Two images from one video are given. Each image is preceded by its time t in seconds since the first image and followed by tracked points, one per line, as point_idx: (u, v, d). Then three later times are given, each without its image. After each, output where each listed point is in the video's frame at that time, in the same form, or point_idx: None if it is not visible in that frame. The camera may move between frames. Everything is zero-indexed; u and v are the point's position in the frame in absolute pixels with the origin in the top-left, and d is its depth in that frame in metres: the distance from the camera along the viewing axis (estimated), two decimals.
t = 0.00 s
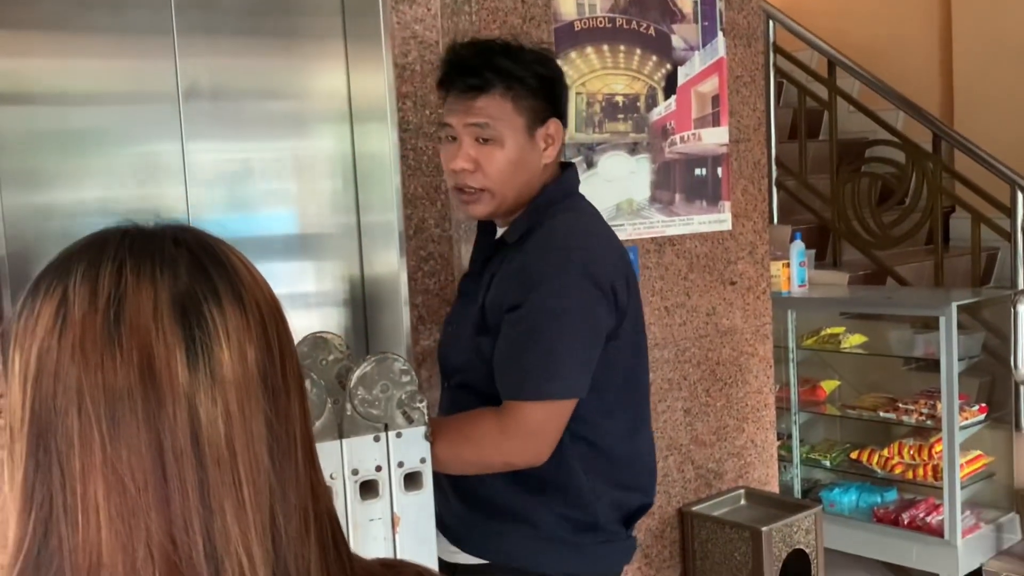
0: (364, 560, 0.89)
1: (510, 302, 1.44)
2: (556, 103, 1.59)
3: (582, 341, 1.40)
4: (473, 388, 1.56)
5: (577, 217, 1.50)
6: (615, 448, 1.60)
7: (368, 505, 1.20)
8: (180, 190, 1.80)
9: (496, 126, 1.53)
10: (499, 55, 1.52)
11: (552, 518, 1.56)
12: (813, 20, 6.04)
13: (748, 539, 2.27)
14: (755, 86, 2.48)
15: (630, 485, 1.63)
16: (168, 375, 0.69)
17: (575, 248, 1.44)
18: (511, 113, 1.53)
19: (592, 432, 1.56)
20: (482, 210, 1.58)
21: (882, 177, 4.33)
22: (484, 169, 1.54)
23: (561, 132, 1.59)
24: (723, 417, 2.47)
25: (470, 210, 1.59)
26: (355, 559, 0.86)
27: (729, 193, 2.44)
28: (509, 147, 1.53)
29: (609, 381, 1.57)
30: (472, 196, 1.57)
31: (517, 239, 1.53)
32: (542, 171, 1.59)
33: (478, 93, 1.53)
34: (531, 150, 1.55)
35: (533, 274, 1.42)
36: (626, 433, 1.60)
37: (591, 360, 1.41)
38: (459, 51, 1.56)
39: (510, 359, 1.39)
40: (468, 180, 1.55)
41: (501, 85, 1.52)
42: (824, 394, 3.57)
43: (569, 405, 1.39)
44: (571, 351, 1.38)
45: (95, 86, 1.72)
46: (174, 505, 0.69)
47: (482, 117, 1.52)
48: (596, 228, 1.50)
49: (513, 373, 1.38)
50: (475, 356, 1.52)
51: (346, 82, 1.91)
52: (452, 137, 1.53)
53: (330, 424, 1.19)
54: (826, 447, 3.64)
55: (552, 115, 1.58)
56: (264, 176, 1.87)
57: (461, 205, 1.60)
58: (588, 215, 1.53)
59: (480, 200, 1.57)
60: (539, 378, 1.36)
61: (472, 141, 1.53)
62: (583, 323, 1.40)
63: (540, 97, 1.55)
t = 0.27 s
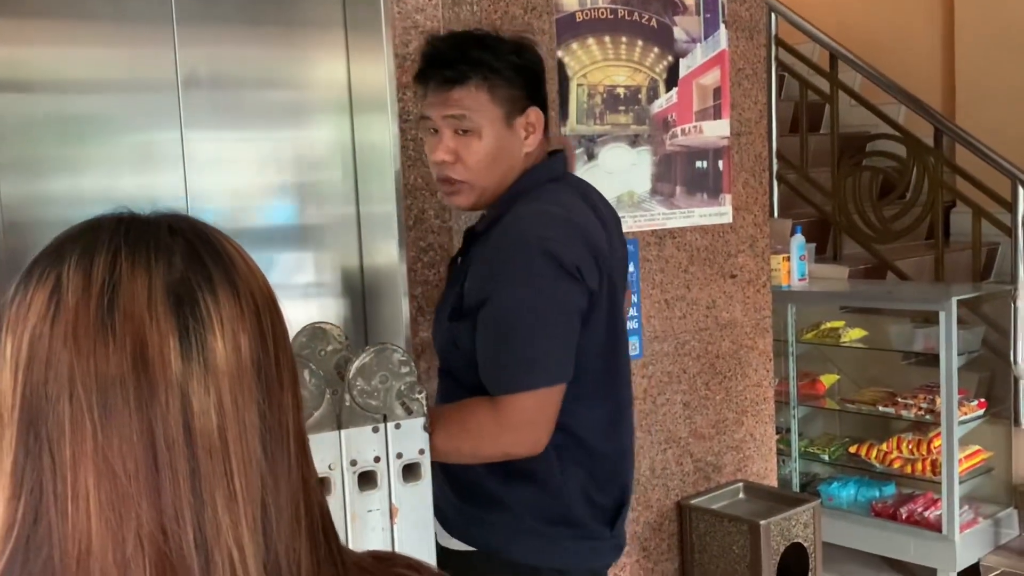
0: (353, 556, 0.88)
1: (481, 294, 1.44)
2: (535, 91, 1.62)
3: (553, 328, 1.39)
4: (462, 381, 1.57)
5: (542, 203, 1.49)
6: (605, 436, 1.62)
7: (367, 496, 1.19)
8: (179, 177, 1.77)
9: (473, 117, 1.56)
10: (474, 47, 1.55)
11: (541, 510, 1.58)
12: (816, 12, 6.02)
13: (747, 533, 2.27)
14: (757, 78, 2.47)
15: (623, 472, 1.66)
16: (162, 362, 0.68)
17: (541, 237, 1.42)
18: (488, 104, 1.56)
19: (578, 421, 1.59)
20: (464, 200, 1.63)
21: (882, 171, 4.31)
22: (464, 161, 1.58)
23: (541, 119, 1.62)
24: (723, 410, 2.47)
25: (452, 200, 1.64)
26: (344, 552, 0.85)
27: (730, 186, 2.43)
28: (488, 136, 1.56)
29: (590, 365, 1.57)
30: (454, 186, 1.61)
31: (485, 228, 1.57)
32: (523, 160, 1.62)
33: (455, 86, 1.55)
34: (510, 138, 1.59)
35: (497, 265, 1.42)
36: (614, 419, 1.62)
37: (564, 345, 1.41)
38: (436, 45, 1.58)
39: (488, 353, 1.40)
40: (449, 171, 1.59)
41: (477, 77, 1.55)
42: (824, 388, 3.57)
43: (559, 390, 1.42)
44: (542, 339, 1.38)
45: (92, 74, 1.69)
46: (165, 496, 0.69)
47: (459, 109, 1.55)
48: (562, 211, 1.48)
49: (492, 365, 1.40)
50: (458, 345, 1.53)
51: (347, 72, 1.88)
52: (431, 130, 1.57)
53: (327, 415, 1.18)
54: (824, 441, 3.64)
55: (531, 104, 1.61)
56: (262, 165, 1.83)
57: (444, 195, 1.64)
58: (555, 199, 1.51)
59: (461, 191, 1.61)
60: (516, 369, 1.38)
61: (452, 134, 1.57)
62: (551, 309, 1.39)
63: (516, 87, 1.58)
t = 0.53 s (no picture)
0: (341, 547, 0.91)
1: (462, 285, 1.44)
2: (520, 83, 1.64)
3: (534, 314, 1.39)
4: (448, 370, 1.57)
5: (524, 193, 1.50)
6: (595, 429, 1.61)
7: (361, 488, 1.19)
8: (173, 170, 1.75)
9: (458, 108, 1.58)
10: (459, 40, 1.58)
11: (527, 504, 1.59)
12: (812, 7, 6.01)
13: (740, 526, 2.25)
14: (752, 72, 2.47)
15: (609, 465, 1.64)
16: (146, 351, 0.68)
17: (521, 224, 1.43)
18: (473, 96, 1.58)
19: (568, 413, 1.59)
20: (453, 192, 1.65)
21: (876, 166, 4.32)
22: (450, 152, 1.60)
23: (527, 110, 1.64)
24: (716, 403, 2.47)
25: (441, 191, 1.66)
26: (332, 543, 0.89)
27: (724, 180, 2.43)
28: (474, 127, 1.59)
29: (577, 355, 1.56)
30: (442, 178, 1.64)
31: (468, 219, 1.58)
32: (509, 151, 1.64)
33: (439, 78, 1.58)
34: (496, 129, 1.61)
35: (479, 253, 1.42)
36: (597, 413, 1.61)
37: (545, 332, 1.41)
38: (421, 38, 1.60)
39: (471, 340, 1.41)
40: (436, 162, 1.61)
41: (460, 68, 1.58)
42: (817, 383, 3.58)
43: (543, 375, 1.42)
44: (523, 325, 1.38)
45: (84, 65, 1.66)
46: (149, 487, 0.68)
47: (444, 100, 1.58)
48: (542, 200, 1.48)
49: (475, 353, 1.40)
50: (445, 335, 1.53)
51: (342, 65, 1.87)
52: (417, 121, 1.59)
53: (321, 407, 1.18)
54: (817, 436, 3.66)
55: (517, 95, 1.63)
56: (257, 157, 1.82)
57: (433, 187, 1.66)
58: (537, 189, 1.52)
59: (450, 182, 1.64)
60: (498, 356, 1.38)
61: (438, 125, 1.59)
62: (531, 295, 1.39)
63: (500, 78, 1.60)
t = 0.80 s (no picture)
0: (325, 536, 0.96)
1: (462, 277, 1.45)
2: (512, 76, 1.65)
3: (534, 304, 1.41)
4: (442, 362, 1.57)
5: (523, 184, 1.51)
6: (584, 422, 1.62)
7: (349, 481, 1.19)
8: (162, 163, 1.73)
9: (454, 100, 1.58)
10: (453, 33, 1.58)
11: (524, 494, 1.59)
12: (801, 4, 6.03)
13: (727, 520, 2.26)
14: (742, 68, 2.48)
15: (605, 453, 1.67)
16: (118, 352, 0.67)
17: (523, 217, 1.44)
18: (469, 88, 1.59)
19: (558, 406, 1.60)
20: (449, 185, 1.64)
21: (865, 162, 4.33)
22: (446, 143, 1.59)
23: (521, 103, 1.65)
24: (704, 398, 2.48)
25: (437, 185, 1.64)
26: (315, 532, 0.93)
27: (713, 175, 2.44)
28: (468, 120, 1.59)
29: (570, 346, 1.59)
30: (438, 171, 1.62)
31: (469, 212, 1.57)
32: (502, 145, 1.64)
33: (434, 70, 1.59)
34: (490, 122, 1.61)
35: (479, 244, 1.43)
36: (591, 405, 1.63)
37: (545, 320, 1.42)
38: (416, 32, 1.61)
39: (472, 331, 1.42)
40: (432, 155, 1.60)
41: (456, 61, 1.58)
42: (804, 378, 3.60)
43: (540, 364, 1.42)
44: (524, 314, 1.40)
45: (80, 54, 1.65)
46: (125, 486, 0.67)
47: (439, 92, 1.58)
48: (541, 191, 1.50)
49: (475, 343, 1.41)
50: (442, 328, 1.53)
51: (333, 58, 1.85)
52: (413, 114, 1.59)
53: (311, 400, 1.17)
54: (804, 431, 3.67)
55: (510, 87, 1.63)
56: (247, 151, 1.80)
57: (428, 181, 1.65)
58: (535, 181, 1.54)
59: (446, 175, 1.63)
60: (498, 345, 1.39)
61: (433, 118, 1.59)
62: (532, 284, 1.41)
63: (494, 70, 1.61)
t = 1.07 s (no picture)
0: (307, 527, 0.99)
1: (457, 267, 1.45)
2: (493, 72, 1.65)
3: (531, 295, 1.41)
4: (431, 359, 1.57)
5: (517, 177, 1.52)
6: (572, 417, 1.63)
7: (336, 475, 1.19)
8: (147, 160, 1.72)
9: (439, 94, 1.58)
10: (438, 27, 1.59)
11: (524, 484, 1.59)
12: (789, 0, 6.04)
13: (713, 516, 2.29)
14: (728, 65, 2.49)
15: (598, 442, 1.69)
16: (79, 368, 0.70)
17: (519, 209, 1.45)
18: (451, 81, 1.59)
19: (553, 398, 1.60)
20: (433, 179, 1.64)
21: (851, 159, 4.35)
22: (431, 137, 1.60)
23: (502, 99, 1.65)
24: (691, 393, 2.49)
25: (419, 180, 1.65)
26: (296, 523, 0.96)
27: (700, 172, 2.45)
28: (452, 115, 1.60)
29: (564, 336, 1.59)
30: (421, 165, 1.63)
31: (460, 206, 1.56)
32: (487, 139, 1.65)
33: (419, 64, 1.59)
34: (474, 117, 1.62)
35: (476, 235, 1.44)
36: (581, 399, 1.64)
37: (541, 312, 1.42)
38: (399, 27, 1.62)
39: (466, 321, 1.41)
40: (416, 150, 1.61)
41: (440, 55, 1.59)
42: (790, 373, 3.61)
43: (531, 357, 1.42)
44: (520, 305, 1.40)
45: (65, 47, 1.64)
46: (85, 497, 0.70)
47: (424, 86, 1.58)
48: (536, 185, 1.51)
49: (469, 334, 1.41)
50: (432, 320, 1.53)
51: (318, 53, 1.82)
52: (397, 108, 1.59)
53: (296, 394, 1.17)
54: (790, 426, 3.69)
55: (492, 83, 1.64)
56: (230, 147, 1.79)
57: (411, 176, 1.66)
58: (529, 175, 1.54)
59: (429, 170, 1.63)
60: (494, 336, 1.39)
61: (416, 112, 1.59)
62: (529, 275, 1.41)
63: (477, 64, 1.62)
